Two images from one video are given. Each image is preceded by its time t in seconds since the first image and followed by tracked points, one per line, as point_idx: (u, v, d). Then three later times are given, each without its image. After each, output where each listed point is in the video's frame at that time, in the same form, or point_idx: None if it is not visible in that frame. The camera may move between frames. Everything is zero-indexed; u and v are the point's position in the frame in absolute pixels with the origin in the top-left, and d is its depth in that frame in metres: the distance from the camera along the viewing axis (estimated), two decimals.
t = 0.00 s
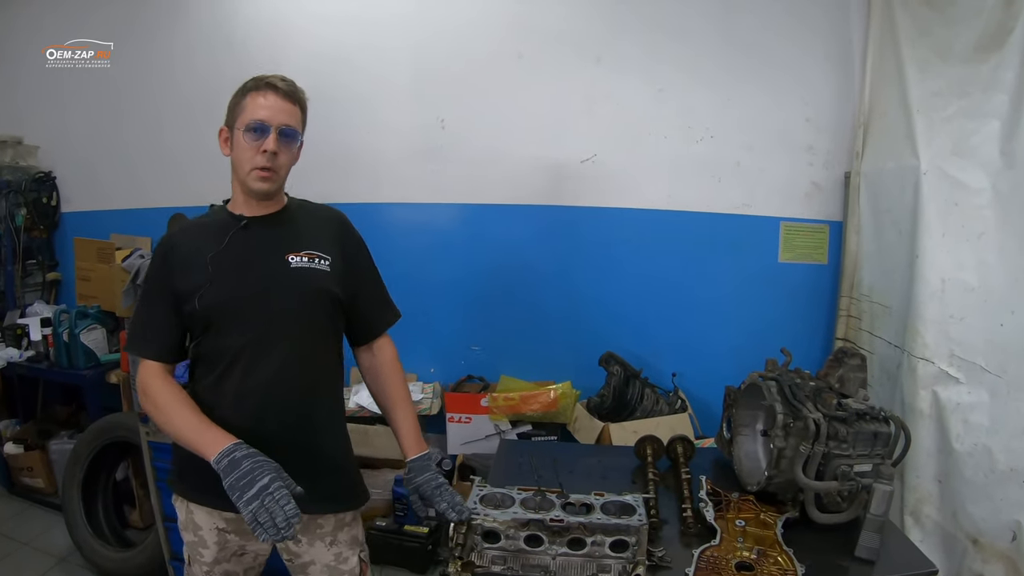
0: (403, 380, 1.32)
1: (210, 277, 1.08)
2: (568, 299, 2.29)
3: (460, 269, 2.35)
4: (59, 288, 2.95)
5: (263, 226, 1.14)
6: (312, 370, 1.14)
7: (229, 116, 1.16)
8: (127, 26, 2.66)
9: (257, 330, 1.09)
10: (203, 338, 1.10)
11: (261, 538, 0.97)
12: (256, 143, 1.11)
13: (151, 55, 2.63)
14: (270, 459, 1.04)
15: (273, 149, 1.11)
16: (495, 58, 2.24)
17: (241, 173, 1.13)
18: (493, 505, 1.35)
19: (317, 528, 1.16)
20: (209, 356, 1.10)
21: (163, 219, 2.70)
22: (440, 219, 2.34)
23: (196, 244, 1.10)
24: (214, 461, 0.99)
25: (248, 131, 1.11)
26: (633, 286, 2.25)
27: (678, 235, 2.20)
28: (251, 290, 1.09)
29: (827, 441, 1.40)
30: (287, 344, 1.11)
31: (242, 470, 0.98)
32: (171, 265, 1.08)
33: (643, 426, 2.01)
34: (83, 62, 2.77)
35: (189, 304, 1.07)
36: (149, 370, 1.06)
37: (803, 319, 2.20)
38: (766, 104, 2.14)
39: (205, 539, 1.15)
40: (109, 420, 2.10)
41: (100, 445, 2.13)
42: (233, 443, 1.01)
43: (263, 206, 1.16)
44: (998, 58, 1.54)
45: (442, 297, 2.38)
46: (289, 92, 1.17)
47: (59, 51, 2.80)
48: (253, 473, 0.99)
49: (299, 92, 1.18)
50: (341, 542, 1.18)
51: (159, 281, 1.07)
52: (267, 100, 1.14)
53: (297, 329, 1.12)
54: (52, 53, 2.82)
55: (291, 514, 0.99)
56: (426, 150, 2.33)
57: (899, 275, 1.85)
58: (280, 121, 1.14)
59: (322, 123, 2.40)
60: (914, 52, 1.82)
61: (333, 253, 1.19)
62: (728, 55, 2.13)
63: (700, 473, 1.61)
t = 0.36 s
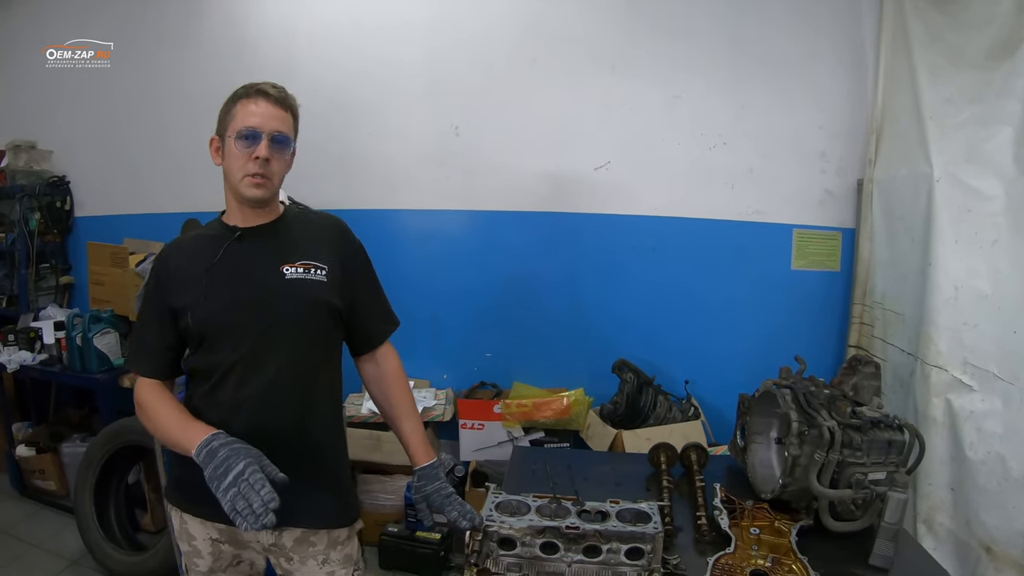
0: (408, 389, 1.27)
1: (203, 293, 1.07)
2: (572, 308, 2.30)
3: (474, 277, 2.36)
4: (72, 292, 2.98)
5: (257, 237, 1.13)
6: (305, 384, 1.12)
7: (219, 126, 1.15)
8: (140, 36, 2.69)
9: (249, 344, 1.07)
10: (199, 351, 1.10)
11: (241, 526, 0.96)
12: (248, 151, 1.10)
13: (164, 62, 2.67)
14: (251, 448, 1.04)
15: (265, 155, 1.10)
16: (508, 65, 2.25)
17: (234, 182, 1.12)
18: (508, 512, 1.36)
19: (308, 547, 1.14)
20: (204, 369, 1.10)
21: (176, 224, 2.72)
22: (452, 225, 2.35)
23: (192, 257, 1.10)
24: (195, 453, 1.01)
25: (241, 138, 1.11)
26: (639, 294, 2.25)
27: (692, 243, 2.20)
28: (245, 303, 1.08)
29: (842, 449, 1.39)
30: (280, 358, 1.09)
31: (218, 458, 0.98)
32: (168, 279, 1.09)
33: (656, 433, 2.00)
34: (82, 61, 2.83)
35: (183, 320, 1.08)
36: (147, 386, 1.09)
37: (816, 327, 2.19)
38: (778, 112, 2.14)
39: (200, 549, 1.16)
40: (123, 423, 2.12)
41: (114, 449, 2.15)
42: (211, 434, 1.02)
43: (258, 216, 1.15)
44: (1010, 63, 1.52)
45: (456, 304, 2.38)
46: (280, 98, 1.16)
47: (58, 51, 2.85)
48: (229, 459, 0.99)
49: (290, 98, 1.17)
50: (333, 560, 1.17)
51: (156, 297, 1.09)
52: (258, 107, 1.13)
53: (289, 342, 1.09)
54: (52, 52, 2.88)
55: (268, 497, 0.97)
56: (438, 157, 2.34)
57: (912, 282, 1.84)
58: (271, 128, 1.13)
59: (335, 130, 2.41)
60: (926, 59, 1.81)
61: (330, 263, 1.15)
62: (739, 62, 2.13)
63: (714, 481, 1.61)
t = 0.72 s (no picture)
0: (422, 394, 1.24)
1: (211, 301, 1.08)
2: (580, 315, 2.30)
3: (488, 284, 2.36)
4: (87, 295, 3.02)
5: (265, 246, 1.13)
6: (313, 395, 1.13)
7: (228, 131, 1.14)
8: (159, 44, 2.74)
9: (257, 355, 1.08)
10: (204, 359, 1.10)
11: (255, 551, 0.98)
12: (259, 162, 1.09)
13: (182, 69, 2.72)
14: (263, 471, 1.05)
15: (275, 168, 1.09)
16: (521, 72, 2.25)
17: (243, 192, 1.11)
18: (522, 518, 1.35)
19: (320, 546, 1.16)
20: (210, 377, 1.10)
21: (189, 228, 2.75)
22: (466, 231, 2.36)
23: (199, 266, 1.10)
24: (206, 472, 1.01)
25: (249, 149, 1.09)
26: (647, 302, 2.25)
27: (708, 250, 2.19)
28: (255, 315, 1.09)
29: (855, 456, 1.37)
30: (288, 368, 1.09)
31: (233, 482, 0.99)
32: (173, 285, 1.09)
33: (669, 441, 2.00)
34: (82, 62, 2.91)
35: (190, 328, 1.08)
36: (150, 391, 1.08)
37: (829, 335, 2.17)
38: (791, 118, 2.13)
39: (211, 554, 1.16)
40: (136, 425, 2.14)
41: (127, 451, 2.17)
42: (224, 455, 1.02)
43: (266, 225, 1.15)
44: None
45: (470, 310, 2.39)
46: (291, 107, 1.14)
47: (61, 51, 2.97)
48: (245, 485, 0.99)
49: (301, 106, 1.16)
50: (346, 558, 1.20)
51: (161, 303, 1.09)
52: (269, 116, 1.12)
53: (296, 351, 1.10)
54: (52, 52, 2.98)
55: (284, 526, 0.99)
56: (452, 163, 2.35)
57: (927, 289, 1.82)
58: (281, 138, 1.11)
59: (348, 136, 2.43)
60: (940, 64, 1.80)
61: (338, 273, 1.16)
62: (753, 68, 2.13)
63: (727, 488, 1.59)
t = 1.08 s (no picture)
0: (428, 399, 1.25)
1: (221, 307, 1.08)
2: (587, 320, 2.31)
3: (498, 288, 2.37)
4: (100, 297, 3.06)
5: (272, 252, 1.14)
6: (322, 400, 1.13)
7: (236, 138, 1.14)
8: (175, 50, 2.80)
9: (266, 361, 1.08)
10: (214, 364, 1.11)
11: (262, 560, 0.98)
12: (266, 168, 1.09)
13: (196, 73, 2.77)
14: (270, 481, 1.05)
15: (283, 175, 1.09)
16: (533, 77, 2.27)
17: (250, 198, 1.11)
18: (531, 523, 1.35)
19: (330, 547, 1.17)
20: (219, 383, 1.10)
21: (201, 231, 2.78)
22: (477, 236, 2.37)
23: (207, 272, 1.10)
24: (215, 480, 1.01)
25: (257, 155, 1.09)
26: (654, 307, 2.25)
27: (720, 257, 2.19)
28: (264, 321, 1.09)
29: (865, 464, 1.36)
30: (297, 374, 1.10)
31: (239, 492, 0.99)
32: (183, 290, 1.10)
33: (680, 447, 1.99)
34: (82, 61, 3.13)
35: (199, 333, 1.08)
36: (163, 396, 1.10)
37: (840, 341, 2.16)
38: (801, 123, 2.13)
39: (221, 554, 1.17)
40: (148, 427, 2.16)
41: (138, 453, 2.19)
42: (231, 465, 1.02)
43: (273, 231, 1.15)
44: None
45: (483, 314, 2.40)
46: (299, 115, 1.15)
47: (59, 51, 3.19)
48: (250, 496, 0.99)
49: (308, 113, 1.17)
50: (354, 558, 1.20)
51: (170, 309, 1.09)
52: (276, 123, 1.12)
53: (306, 357, 1.11)
54: (52, 53, 3.23)
55: (288, 537, 0.98)
56: (464, 169, 2.37)
57: (939, 295, 1.81)
58: (289, 145, 1.12)
59: (360, 141, 2.46)
60: (951, 68, 1.79)
61: (345, 279, 1.16)
62: (763, 74, 2.13)
63: (735, 495, 1.59)
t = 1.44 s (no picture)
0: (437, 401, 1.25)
1: (227, 306, 1.08)
2: (593, 323, 2.31)
3: (507, 289, 2.38)
4: (111, 298, 3.09)
5: (279, 253, 1.14)
6: (328, 399, 1.14)
7: (245, 137, 1.15)
8: (188, 54, 2.83)
9: (273, 360, 1.08)
10: (220, 362, 1.10)
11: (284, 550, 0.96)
12: (274, 165, 1.10)
13: (208, 77, 2.80)
14: (287, 472, 1.04)
15: (290, 171, 1.10)
16: (544, 81, 2.28)
17: (259, 196, 1.12)
18: (541, 526, 1.35)
19: (339, 548, 1.17)
20: (226, 382, 1.10)
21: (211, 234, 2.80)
22: (487, 238, 2.38)
23: (214, 271, 1.10)
24: (233, 473, 0.99)
25: (265, 153, 1.10)
26: (663, 309, 2.25)
27: (730, 260, 2.19)
28: (270, 321, 1.09)
29: (876, 469, 1.35)
30: (303, 374, 1.10)
31: (260, 482, 0.98)
32: (190, 287, 1.10)
33: (689, 451, 2.01)
34: (81, 61, 3.22)
35: (205, 332, 1.08)
36: (168, 393, 1.08)
37: (851, 345, 2.14)
38: (811, 126, 2.12)
39: (230, 554, 1.16)
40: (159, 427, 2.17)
41: (149, 453, 2.20)
42: (249, 456, 1.01)
43: (280, 229, 1.16)
44: None
45: (492, 317, 2.41)
46: (305, 113, 1.16)
47: (60, 52, 3.28)
48: (272, 485, 0.99)
49: (314, 112, 1.18)
50: (364, 559, 1.20)
51: (176, 307, 1.09)
52: (284, 121, 1.13)
53: (310, 356, 1.11)
54: (51, 53, 3.32)
55: (313, 523, 0.98)
56: (475, 172, 2.38)
57: (950, 299, 1.80)
58: (297, 142, 1.13)
59: (371, 144, 2.48)
60: (962, 71, 1.78)
61: (351, 279, 1.17)
62: (773, 77, 2.13)
63: (746, 500, 1.58)
